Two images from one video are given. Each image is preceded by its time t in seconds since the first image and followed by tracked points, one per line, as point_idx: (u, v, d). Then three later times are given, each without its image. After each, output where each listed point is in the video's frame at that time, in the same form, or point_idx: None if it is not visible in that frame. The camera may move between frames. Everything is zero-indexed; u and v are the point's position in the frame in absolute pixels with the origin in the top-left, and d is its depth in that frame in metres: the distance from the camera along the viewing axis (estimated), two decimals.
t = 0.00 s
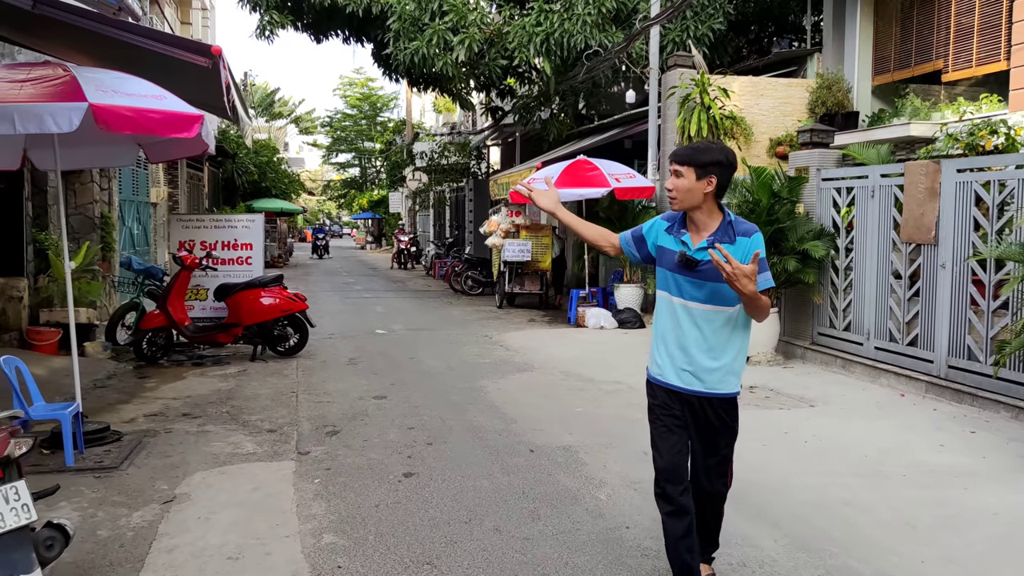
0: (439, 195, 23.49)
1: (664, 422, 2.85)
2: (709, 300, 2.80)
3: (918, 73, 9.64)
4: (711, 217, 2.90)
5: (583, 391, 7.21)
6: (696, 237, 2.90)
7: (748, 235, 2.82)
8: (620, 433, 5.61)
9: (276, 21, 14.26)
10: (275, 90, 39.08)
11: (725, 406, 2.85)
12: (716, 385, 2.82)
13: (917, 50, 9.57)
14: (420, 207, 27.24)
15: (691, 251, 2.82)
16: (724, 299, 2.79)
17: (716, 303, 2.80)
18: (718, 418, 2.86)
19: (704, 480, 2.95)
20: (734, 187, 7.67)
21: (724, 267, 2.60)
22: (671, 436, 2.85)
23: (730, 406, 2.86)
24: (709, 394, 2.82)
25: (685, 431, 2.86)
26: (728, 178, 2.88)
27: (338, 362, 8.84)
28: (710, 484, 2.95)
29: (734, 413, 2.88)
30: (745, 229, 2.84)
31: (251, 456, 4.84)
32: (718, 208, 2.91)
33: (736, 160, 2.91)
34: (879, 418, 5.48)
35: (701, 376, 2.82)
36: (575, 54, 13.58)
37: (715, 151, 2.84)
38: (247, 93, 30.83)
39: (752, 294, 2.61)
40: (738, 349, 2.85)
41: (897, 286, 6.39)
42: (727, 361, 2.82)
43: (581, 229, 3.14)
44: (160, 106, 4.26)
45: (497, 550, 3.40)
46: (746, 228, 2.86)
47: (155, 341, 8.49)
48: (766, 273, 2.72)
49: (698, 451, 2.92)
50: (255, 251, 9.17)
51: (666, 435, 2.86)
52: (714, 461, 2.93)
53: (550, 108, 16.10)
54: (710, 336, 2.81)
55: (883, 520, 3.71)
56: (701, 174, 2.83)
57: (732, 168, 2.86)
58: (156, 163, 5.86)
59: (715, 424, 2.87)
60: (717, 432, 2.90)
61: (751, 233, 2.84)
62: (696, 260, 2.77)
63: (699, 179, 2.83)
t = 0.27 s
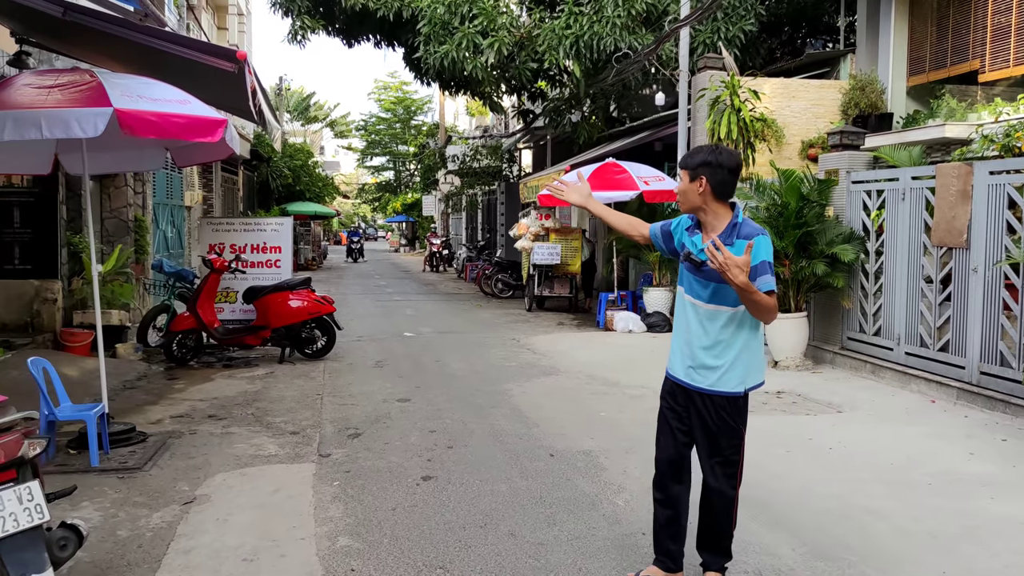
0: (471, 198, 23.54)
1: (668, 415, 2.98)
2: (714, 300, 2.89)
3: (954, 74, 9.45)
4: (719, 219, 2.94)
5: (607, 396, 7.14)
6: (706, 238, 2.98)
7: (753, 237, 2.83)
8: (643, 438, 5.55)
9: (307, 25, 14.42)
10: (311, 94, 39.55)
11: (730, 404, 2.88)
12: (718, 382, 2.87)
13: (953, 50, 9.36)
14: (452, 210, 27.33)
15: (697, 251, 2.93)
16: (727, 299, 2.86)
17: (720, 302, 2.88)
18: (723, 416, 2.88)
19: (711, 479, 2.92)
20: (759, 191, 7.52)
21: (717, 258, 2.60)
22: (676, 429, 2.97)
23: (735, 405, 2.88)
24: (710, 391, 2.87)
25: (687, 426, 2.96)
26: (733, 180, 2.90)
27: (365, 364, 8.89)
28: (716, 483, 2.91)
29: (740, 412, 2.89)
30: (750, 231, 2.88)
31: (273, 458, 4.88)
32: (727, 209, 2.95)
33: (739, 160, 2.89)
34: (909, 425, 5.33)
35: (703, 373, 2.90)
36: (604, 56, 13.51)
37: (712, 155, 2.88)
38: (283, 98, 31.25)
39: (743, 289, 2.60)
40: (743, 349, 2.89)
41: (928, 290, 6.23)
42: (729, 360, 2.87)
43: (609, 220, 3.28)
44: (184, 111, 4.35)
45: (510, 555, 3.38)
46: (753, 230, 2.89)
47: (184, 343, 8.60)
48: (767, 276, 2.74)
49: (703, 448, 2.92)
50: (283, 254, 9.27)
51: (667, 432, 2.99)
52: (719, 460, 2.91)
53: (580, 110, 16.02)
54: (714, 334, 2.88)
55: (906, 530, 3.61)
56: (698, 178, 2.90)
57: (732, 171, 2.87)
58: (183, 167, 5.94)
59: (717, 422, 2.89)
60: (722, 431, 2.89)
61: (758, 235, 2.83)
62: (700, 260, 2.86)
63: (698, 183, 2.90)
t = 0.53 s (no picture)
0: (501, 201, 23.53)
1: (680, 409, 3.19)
2: (712, 303, 3.06)
3: (990, 74, 9.27)
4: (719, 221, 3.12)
5: (631, 401, 7.08)
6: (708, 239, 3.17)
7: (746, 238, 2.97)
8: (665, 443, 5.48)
9: (337, 30, 14.55)
10: (344, 98, 39.96)
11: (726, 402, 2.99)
12: (710, 381, 3.02)
13: (989, 50, 9.19)
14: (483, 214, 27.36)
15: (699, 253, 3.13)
16: (721, 301, 3.02)
17: (717, 305, 3.05)
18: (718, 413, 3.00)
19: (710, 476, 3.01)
20: (787, 194, 7.38)
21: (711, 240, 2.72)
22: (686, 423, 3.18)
23: (729, 406, 2.99)
24: (703, 390, 3.03)
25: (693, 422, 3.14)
26: (732, 184, 3.08)
27: (390, 367, 8.93)
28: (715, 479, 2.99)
29: (737, 412, 2.99)
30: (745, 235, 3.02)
31: (294, 460, 4.92)
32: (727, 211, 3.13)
33: (739, 164, 3.07)
34: (937, 432, 5.19)
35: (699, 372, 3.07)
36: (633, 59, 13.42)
37: (712, 160, 3.07)
38: (317, 102, 31.64)
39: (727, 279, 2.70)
40: (737, 353, 3.00)
41: (958, 295, 6.08)
42: (720, 361, 3.00)
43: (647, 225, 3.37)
44: (207, 117, 4.41)
45: (523, 560, 3.36)
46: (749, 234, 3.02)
47: (213, 345, 8.70)
48: (754, 276, 2.86)
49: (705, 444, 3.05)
50: (311, 257, 9.37)
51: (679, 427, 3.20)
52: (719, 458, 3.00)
53: (610, 113, 15.92)
54: (708, 336, 3.05)
55: (927, 539, 3.51)
56: (699, 181, 3.12)
57: (730, 174, 3.05)
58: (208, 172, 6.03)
59: (715, 420, 3.01)
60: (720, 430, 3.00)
61: (751, 236, 2.95)
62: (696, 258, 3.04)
63: (698, 186, 3.12)
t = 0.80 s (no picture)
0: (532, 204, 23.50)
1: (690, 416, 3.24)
2: (710, 306, 3.11)
3: None
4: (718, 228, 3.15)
5: (658, 405, 7.00)
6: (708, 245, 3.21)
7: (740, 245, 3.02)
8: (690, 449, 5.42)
9: (368, 34, 14.67)
10: (377, 101, 40.33)
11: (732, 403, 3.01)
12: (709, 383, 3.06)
13: None
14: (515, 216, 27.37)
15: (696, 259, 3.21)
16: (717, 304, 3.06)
17: (714, 308, 3.09)
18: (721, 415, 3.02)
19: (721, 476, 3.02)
20: (818, 197, 7.30)
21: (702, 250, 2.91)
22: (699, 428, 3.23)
23: (731, 406, 3.01)
24: (704, 392, 3.07)
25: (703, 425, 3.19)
26: (731, 193, 3.09)
27: (418, 370, 8.96)
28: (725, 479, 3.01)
29: (741, 412, 3.00)
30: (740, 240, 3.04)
31: (317, 462, 4.93)
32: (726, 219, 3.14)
33: (739, 173, 3.07)
34: (972, 440, 5.05)
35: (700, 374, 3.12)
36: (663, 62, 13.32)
37: (712, 170, 3.08)
38: (350, 105, 31.97)
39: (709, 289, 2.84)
40: (734, 355, 3.02)
41: (992, 300, 5.92)
42: (717, 363, 3.03)
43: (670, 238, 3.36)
44: (234, 121, 4.50)
45: (542, 565, 3.33)
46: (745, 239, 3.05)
47: (243, 347, 8.82)
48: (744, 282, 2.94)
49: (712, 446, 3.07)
50: (340, 260, 9.45)
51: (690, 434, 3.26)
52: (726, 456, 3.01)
53: (640, 115, 15.81)
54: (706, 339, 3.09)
55: (955, 549, 3.42)
56: (699, 189, 3.15)
57: (729, 184, 3.06)
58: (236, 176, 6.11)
59: (719, 421, 3.03)
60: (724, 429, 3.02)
61: (745, 243, 3.00)
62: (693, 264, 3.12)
63: (698, 194, 3.15)
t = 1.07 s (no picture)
0: (562, 206, 23.43)
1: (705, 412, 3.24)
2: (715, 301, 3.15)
3: None
4: (719, 227, 3.19)
5: (683, 408, 6.89)
6: (710, 243, 3.25)
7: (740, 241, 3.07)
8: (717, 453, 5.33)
9: (398, 37, 14.73)
10: (409, 105, 40.62)
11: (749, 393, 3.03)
12: (720, 376, 3.08)
13: None
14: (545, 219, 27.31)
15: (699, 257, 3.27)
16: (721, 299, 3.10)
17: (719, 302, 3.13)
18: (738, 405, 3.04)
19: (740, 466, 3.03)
20: (848, 199, 7.20)
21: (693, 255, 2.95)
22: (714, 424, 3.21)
23: (746, 396, 3.03)
24: (715, 385, 3.10)
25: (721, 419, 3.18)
26: (731, 192, 3.13)
27: (444, 372, 8.97)
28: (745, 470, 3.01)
29: (756, 402, 3.02)
30: (741, 236, 3.09)
31: (342, 464, 4.94)
32: (727, 217, 3.18)
33: (739, 173, 3.11)
34: (1009, 447, 4.89)
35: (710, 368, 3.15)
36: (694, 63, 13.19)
37: (712, 172, 3.12)
38: (382, 109, 32.25)
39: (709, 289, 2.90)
40: (743, 346, 3.05)
41: None
42: (726, 355, 3.06)
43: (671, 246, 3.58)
44: (260, 124, 4.56)
45: (562, 568, 3.31)
46: (746, 235, 3.09)
47: (272, 348, 8.91)
48: (745, 276, 2.98)
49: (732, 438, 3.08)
50: (368, 262, 9.53)
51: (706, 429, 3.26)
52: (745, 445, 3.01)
53: (670, 117, 15.69)
54: (714, 333, 3.12)
55: (986, 558, 3.31)
56: (700, 192, 3.17)
57: (729, 184, 3.10)
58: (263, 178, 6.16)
59: (737, 412, 3.05)
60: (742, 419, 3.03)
61: (746, 239, 3.05)
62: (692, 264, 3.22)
63: (699, 196, 3.17)
